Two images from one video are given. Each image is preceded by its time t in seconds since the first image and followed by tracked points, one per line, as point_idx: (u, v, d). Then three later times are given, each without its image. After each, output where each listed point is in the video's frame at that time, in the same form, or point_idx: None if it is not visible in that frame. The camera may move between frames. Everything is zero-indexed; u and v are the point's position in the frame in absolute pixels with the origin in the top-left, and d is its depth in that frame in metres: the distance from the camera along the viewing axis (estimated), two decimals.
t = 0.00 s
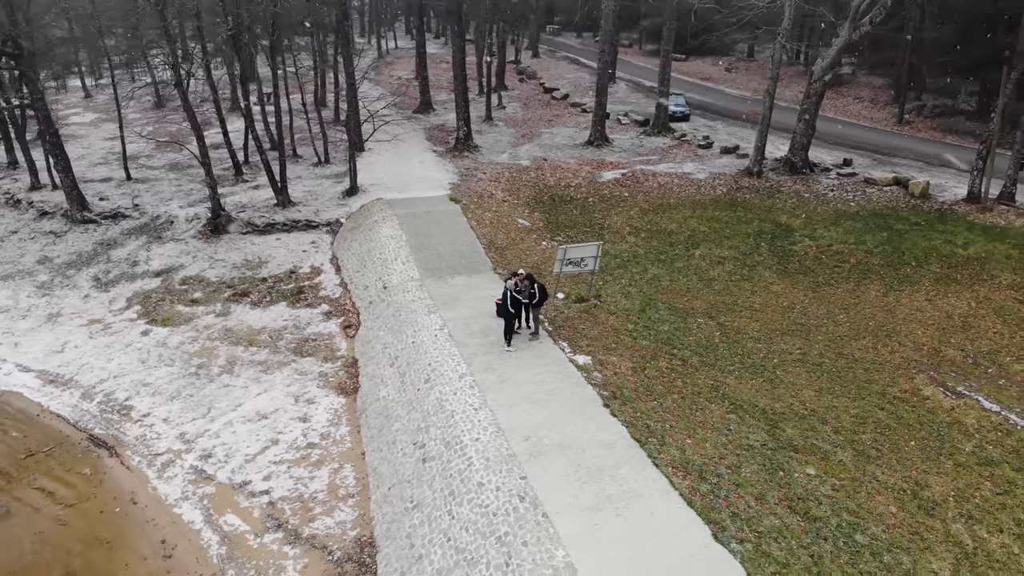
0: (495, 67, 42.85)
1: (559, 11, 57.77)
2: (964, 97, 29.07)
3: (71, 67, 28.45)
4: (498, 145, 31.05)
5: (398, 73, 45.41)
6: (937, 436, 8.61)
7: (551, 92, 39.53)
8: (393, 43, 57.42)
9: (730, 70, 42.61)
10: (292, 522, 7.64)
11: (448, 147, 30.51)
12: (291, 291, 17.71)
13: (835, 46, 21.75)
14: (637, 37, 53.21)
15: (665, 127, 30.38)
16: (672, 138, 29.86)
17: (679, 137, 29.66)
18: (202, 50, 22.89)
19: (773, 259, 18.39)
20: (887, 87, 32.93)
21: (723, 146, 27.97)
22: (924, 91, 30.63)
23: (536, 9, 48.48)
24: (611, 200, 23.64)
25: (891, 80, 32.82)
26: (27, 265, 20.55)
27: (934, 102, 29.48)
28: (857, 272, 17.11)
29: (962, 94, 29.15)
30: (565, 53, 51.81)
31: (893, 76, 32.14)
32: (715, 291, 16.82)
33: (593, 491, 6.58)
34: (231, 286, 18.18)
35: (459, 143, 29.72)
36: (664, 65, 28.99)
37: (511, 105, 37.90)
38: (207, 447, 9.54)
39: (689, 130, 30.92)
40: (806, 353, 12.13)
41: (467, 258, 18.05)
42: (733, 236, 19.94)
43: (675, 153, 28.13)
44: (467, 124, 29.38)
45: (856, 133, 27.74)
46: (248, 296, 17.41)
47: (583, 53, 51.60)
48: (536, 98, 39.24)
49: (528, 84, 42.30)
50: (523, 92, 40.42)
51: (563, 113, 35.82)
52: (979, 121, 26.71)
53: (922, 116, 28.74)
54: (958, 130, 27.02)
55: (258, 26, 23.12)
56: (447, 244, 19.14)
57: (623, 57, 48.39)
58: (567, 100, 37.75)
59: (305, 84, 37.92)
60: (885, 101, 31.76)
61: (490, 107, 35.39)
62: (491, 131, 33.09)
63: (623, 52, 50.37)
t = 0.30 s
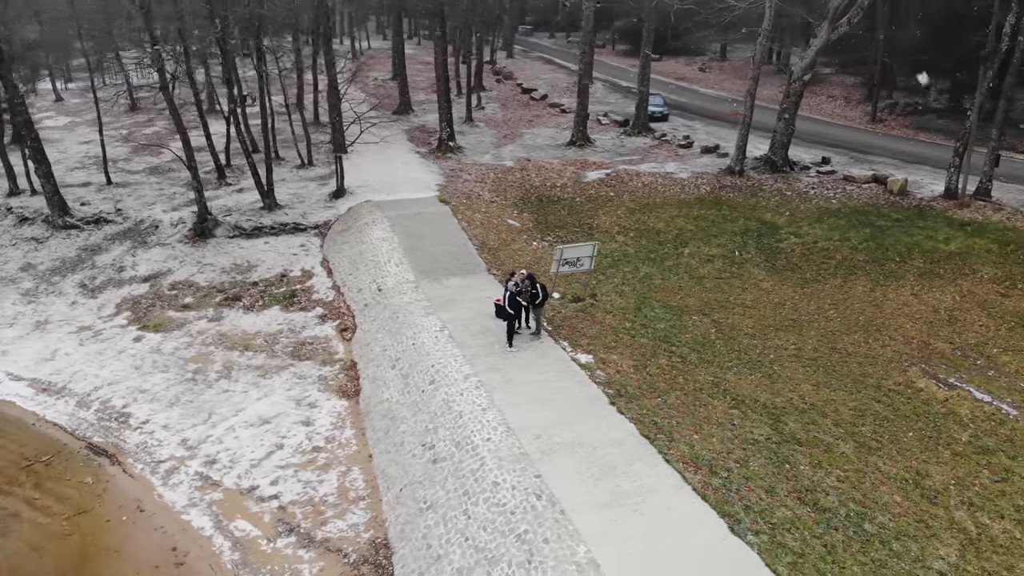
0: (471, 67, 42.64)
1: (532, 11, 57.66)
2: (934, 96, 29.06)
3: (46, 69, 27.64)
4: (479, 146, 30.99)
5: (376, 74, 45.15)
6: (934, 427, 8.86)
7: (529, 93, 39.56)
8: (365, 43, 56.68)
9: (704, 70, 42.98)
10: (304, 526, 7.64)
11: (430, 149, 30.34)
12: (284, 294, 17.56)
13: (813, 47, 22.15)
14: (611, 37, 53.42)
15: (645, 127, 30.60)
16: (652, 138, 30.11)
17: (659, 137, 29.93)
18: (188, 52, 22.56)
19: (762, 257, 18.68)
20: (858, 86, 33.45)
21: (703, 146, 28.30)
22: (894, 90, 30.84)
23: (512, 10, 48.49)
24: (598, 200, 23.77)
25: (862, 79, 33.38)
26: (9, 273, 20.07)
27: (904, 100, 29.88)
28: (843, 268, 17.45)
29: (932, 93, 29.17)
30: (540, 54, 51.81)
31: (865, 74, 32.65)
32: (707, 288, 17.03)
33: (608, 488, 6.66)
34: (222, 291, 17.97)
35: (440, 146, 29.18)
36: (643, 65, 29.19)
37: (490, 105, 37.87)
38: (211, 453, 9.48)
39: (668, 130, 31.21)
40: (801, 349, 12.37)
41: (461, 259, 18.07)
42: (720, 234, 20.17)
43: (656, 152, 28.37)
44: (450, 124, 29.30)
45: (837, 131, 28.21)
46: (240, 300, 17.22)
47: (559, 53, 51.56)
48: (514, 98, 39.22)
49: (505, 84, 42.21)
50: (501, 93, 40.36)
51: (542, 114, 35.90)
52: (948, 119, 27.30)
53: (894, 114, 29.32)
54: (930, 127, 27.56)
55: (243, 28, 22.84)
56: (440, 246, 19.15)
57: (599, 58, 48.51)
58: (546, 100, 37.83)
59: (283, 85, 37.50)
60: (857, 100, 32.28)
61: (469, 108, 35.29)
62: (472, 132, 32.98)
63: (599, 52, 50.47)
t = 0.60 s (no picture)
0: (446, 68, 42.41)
1: (505, 12, 57.49)
2: (906, 92, 28.98)
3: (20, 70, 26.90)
4: (461, 146, 30.85)
5: (354, 75, 44.78)
6: (930, 418, 9.10)
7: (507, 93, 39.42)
8: (340, 43, 56.02)
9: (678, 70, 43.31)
10: (317, 530, 7.65)
11: (413, 150, 30.10)
12: (277, 298, 17.43)
13: (792, 47, 22.54)
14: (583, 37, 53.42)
15: (625, 128, 30.76)
16: (633, 138, 30.32)
17: (640, 137, 30.15)
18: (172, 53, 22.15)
19: (749, 254, 18.96)
20: (830, 84, 33.97)
21: (683, 146, 28.58)
22: (866, 88, 30.76)
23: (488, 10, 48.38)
24: (585, 200, 23.88)
25: (833, 78, 33.95)
26: None
27: (876, 99, 29.97)
28: (830, 265, 17.79)
29: (903, 90, 29.07)
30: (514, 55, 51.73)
31: (836, 73, 33.15)
32: (698, 286, 17.24)
33: (624, 484, 6.77)
34: (213, 295, 17.75)
35: (425, 145, 29.22)
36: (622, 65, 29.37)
37: (469, 105, 37.70)
38: (215, 459, 9.41)
39: (649, 130, 31.44)
40: (796, 346, 12.61)
41: (454, 261, 18.09)
42: (707, 233, 20.39)
43: (638, 152, 28.58)
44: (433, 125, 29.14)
45: (817, 129, 28.72)
46: (232, 304, 17.05)
47: (534, 54, 51.51)
48: (492, 99, 39.08)
49: (482, 84, 42.12)
50: (478, 94, 40.16)
51: (521, 114, 35.86)
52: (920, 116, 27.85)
53: (868, 112, 29.62)
54: (902, 125, 27.88)
55: (228, 28, 22.51)
56: (433, 247, 19.17)
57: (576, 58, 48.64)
58: (524, 101, 37.84)
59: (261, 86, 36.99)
60: (830, 98, 32.80)
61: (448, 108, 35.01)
62: (453, 132, 32.75)
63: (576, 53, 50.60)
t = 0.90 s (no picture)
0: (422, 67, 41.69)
1: (476, 12, 56.87)
2: (876, 91, 29.87)
3: None
4: (445, 149, 30.06)
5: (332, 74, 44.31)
6: (925, 409, 9.37)
7: (485, 95, 38.67)
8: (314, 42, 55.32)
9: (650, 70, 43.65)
10: (331, 533, 7.70)
11: (396, 152, 29.54)
12: (270, 302, 17.30)
13: (771, 48, 22.94)
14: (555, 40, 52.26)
15: (605, 128, 30.82)
16: (614, 138, 30.41)
17: (620, 137, 30.27)
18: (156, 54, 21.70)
19: (736, 252, 19.20)
20: (802, 83, 34.55)
21: (663, 146, 28.83)
22: (838, 86, 31.56)
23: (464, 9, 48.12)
24: (572, 201, 23.86)
25: (805, 76, 34.54)
26: None
27: (848, 97, 30.83)
28: (816, 261, 18.12)
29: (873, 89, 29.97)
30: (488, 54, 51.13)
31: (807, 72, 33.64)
32: (689, 284, 17.40)
33: (638, 479, 6.88)
34: (204, 300, 17.53)
35: (407, 147, 28.51)
36: (602, 65, 29.55)
37: (447, 108, 36.72)
38: (221, 464, 9.36)
39: (629, 131, 31.58)
40: (790, 341, 12.86)
41: (448, 262, 18.13)
42: (694, 232, 20.57)
43: (620, 152, 28.72)
44: (412, 128, 28.23)
45: (795, 127, 29.24)
46: (225, 309, 16.88)
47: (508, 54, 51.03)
48: (470, 100, 38.23)
49: (458, 84, 41.48)
50: (455, 95, 39.15)
51: (500, 116, 35.30)
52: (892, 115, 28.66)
53: (841, 111, 30.37)
54: (874, 123, 28.71)
55: (213, 29, 22.14)
56: (426, 248, 19.19)
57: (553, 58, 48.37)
58: (502, 102, 37.50)
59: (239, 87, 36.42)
60: (803, 97, 33.41)
61: (428, 108, 33.86)
62: (433, 134, 31.98)
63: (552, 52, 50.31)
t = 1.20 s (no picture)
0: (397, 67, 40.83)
1: (446, 12, 56.02)
2: (847, 90, 30.66)
3: None
4: (426, 150, 29.43)
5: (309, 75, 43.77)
6: (920, 399, 9.65)
7: (463, 95, 38.13)
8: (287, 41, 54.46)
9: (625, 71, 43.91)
10: (345, 535, 7.79)
11: (378, 153, 28.88)
12: (263, 306, 17.17)
13: (750, 49, 23.30)
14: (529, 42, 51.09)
15: (586, 128, 30.89)
16: (595, 139, 30.47)
17: (601, 138, 30.36)
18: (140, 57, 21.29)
19: (724, 250, 19.39)
20: (774, 83, 35.15)
21: (644, 145, 29.06)
22: (810, 86, 32.30)
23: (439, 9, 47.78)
24: (558, 201, 23.73)
25: (777, 76, 35.06)
26: None
27: (820, 95, 31.61)
28: (802, 258, 18.44)
29: (844, 87, 30.81)
30: (461, 55, 50.38)
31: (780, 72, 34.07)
32: (680, 282, 17.54)
33: (652, 475, 7.05)
34: (196, 305, 17.24)
35: (389, 147, 27.92)
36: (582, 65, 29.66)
37: (425, 108, 36.19)
38: (228, 470, 9.32)
39: (609, 131, 31.70)
40: (784, 337, 13.10)
41: (442, 264, 18.14)
42: (682, 230, 20.71)
43: (601, 152, 28.84)
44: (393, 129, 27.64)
45: (770, 126, 29.73)
46: (218, 314, 16.72)
47: (480, 54, 50.40)
48: (447, 100, 37.69)
49: (435, 85, 40.95)
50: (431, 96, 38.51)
51: (479, 117, 34.93)
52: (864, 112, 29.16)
53: (813, 109, 31.08)
54: (846, 121, 29.36)
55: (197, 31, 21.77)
56: (419, 249, 19.17)
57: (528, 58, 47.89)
58: (479, 102, 37.12)
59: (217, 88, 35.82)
60: (775, 96, 34.01)
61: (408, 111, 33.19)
62: (414, 135, 31.34)
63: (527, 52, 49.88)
